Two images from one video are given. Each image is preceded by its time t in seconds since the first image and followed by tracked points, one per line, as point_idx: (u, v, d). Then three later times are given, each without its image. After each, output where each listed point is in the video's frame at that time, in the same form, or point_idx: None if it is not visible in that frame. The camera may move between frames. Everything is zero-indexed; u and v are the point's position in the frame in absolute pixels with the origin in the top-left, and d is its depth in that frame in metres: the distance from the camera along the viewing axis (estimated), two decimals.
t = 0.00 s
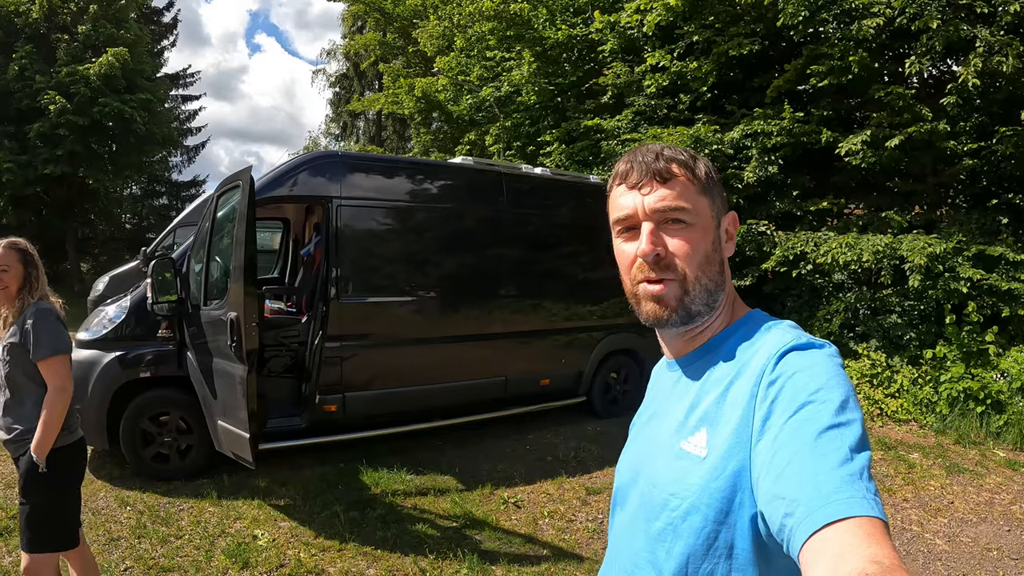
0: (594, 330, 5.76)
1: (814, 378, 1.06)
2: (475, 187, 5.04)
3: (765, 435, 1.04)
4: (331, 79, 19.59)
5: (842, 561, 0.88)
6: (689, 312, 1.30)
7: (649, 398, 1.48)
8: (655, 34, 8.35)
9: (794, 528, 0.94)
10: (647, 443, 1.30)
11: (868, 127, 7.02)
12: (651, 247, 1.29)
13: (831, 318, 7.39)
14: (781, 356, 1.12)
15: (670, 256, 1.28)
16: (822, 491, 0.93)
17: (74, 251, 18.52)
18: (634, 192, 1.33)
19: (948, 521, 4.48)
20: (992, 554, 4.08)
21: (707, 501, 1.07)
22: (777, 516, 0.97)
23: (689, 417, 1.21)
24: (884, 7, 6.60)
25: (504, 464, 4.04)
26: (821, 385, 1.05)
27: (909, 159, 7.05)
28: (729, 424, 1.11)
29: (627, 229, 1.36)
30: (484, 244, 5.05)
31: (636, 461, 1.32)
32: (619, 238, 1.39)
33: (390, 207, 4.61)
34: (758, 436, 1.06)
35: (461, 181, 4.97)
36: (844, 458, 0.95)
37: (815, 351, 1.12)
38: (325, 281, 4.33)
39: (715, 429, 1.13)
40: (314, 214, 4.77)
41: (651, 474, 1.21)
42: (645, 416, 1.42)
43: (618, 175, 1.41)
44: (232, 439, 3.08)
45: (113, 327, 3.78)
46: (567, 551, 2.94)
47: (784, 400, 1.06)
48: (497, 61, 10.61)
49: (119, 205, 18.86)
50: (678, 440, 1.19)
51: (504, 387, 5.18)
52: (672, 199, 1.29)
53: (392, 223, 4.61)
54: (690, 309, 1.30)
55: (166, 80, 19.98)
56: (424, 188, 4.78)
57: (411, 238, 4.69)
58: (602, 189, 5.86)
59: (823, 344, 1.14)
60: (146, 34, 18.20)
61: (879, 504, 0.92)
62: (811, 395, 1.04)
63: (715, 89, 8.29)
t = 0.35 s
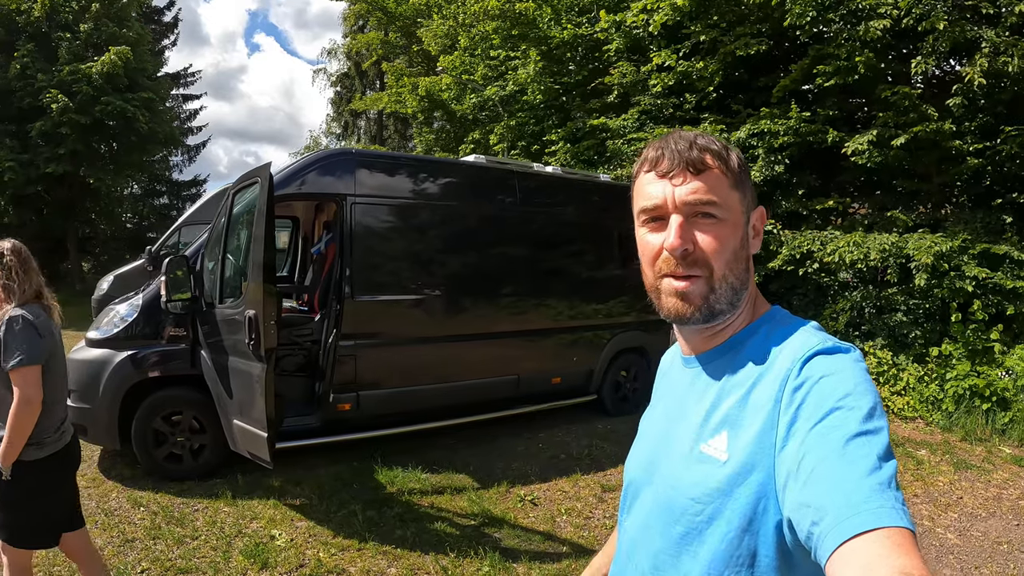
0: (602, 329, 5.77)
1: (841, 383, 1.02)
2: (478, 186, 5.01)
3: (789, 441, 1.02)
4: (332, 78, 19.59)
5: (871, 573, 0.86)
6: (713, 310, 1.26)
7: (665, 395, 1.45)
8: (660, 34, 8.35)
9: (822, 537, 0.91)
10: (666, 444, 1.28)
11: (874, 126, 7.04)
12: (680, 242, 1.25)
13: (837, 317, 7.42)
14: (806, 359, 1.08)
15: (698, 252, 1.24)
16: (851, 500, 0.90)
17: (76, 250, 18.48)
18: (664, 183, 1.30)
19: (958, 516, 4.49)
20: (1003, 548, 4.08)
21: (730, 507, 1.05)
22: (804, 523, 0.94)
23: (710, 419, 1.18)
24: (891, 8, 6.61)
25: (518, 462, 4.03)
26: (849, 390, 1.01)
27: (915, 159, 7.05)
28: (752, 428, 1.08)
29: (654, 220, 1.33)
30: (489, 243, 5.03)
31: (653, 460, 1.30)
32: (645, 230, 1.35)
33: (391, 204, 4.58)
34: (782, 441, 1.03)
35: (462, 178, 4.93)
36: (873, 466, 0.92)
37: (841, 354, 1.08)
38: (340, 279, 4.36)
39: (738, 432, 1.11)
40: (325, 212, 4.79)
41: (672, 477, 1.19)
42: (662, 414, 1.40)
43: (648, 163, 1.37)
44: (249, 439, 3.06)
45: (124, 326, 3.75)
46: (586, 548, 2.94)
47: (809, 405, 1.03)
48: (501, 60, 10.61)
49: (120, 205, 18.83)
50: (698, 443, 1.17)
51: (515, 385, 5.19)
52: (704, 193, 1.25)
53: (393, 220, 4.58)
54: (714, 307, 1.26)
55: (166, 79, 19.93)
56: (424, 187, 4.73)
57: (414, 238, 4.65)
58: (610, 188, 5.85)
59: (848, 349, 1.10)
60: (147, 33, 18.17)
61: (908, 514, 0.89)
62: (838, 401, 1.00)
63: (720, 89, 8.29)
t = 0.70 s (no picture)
0: (609, 329, 5.79)
1: (833, 391, 1.02)
2: (482, 185, 4.99)
3: (775, 445, 1.01)
4: (334, 78, 19.61)
5: None
6: (710, 300, 1.25)
7: (647, 377, 1.45)
8: (665, 35, 8.38)
9: (802, 550, 0.92)
10: (645, 429, 1.28)
11: (879, 126, 7.06)
12: (687, 229, 1.23)
13: (842, 316, 7.41)
14: (798, 362, 1.07)
15: (704, 241, 1.23)
16: (833, 517, 0.91)
17: (78, 250, 18.46)
18: (679, 163, 1.26)
19: (965, 511, 4.51)
20: (1010, 541, 4.11)
21: (705, 503, 1.04)
22: (783, 533, 0.95)
23: (692, 410, 1.17)
24: (895, 10, 6.63)
25: (530, 460, 4.05)
26: (840, 399, 1.00)
27: (919, 159, 7.08)
28: (736, 425, 1.07)
29: (662, 199, 1.29)
30: (494, 243, 5.02)
31: (632, 447, 1.30)
32: (651, 207, 1.32)
33: (393, 203, 4.57)
34: (767, 444, 1.02)
35: (466, 178, 4.92)
36: (858, 484, 0.92)
37: (834, 359, 1.07)
38: (354, 280, 4.39)
39: (720, 427, 1.10)
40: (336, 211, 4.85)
41: (648, 466, 1.19)
42: (643, 398, 1.39)
43: (664, 136, 1.31)
44: (266, 438, 3.08)
45: (136, 326, 3.76)
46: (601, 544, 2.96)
47: (799, 411, 1.02)
48: (506, 60, 10.64)
49: (123, 205, 18.83)
50: (678, 435, 1.16)
51: (526, 384, 5.23)
52: (719, 180, 1.22)
53: (394, 219, 4.56)
54: (711, 296, 1.25)
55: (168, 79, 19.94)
56: (427, 187, 4.72)
57: (418, 238, 4.66)
58: (617, 188, 5.87)
59: (842, 354, 1.09)
60: (150, 33, 18.17)
61: (888, 536, 0.91)
62: (830, 410, 1.00)
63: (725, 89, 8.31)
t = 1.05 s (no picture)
0: (618, 330, 5.79)
1: (838, 390, 1.02)
2: (490, 185, 4.98)
3: (784, 444, 1.00)
4: (339, 78, 19.65)
5: None
6: (716, 306, 1.21)
7: (644, 383, 1.41)
8: (673, 36, 8.38)
9: (806, 544, 0.92)
10: (649, 435, 1.24)
11: (888, 128, 7.05)
12: (692, 233, 1.20)
13: (850, 317, 7.46)
14: (805, 362, 1.06)
15: (709, 246, 1.20)
16: (837, 511, 0.91)
17: (84, 250, 18.51)
18: (680, 167, 1.24)
19: (975, 511, 4.50)
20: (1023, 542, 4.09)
21: (720, 507, 1.01)
22: (787, 526, 0.96)
23: (700, 414, 1.15)
24: (904, 12, 6.62)
25: (544, 462, 4.05)
26: (846, 398, 1.01)
27: (928, 160, 7.06)
28: (747, 427, 1.06)
29: (664, 205, 1.27)
30: (502, 243, 5.01)
31: (634, 453, 1.26)
32: (652, 214, 1.29)
33: (400, 204, 4.56)
34: (777, 444, 1.01)
35: (473, 178, 4.89)
36: (863, 479, 0.93)
37: (840, 359, 1.07)
38: (369, 282, 4.41)
39: (731, 430, 1.08)
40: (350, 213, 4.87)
41: (658, 471, 1.15)
42: (642, 403, 1.36)
43: (663, 141, 1.29)
44: (282, 440, 3.08)
45: (150, 327, 3.77)
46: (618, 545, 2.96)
47: (806, 409, 1.02)
48: (513, 61, 10.65)
49: (129, 205, 18.87)
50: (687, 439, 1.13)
51: (539, 385, 5.24)
52: (721, 182, 1.20)
53: (401, 220, 4.56)
54: (718, 302, 1.21)
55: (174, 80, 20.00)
56: (433, 188, 4.71)
57: (426, 238, 4.66)
58: (627, 189, 5.87)
59: (846, 355, 1.09)
60: (156, 34, 18.20)
61: (890, 529, 0.91)
62: (837, 408, 1.00)
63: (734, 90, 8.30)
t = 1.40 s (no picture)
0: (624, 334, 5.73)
1: (800, 399, 1.06)
2: (493, 188, 4.91)
3: (750, 453, 1.03)
4: (342, 79, 19.61)
5: None
6: (681, 318, 1.24)
7: (605, 395, 1.41)
8: (679, 37, 8.32)
9: (771, 547, 0.95)
10: (615, 449, 1.23)
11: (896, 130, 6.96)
12: (663, 246, 1.22)
13: (858, 321, 7.37)
14: (768, 373, 1.10)
15: (677, 259, 1.22)
16: (802, 516, 0.94)
17: (86, 251, 18.49)
18: (655, 179, 1.25)
19: (987, 520, 4.41)
20: None
21: (694, 519, 1.01)
22: (752, 531, 0.98)
23: (667, 426, 1.15)
24: (913, 13, 6.54)
25: (549, 470, 3.98)
26: (807, 406, 1.05)
27: (937, 163, 6.98)
28: (714, 438, 1.07)
29: (636, 214, 1.28)
30: (505, 246, 4.93)
31: (598, 470, 1.24)
32: (622, 223, 1.30)
33: (401, 206, 4.49)
34: (745, 453, 1.04)
35: (476, 180, 4.83)
36: (825, 484, 0.96)
37: (799, 370, 1.11)
38: (371, 287, 4.35)
39: (699, 443, 1.08)
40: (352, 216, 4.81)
41: (626, 485, 1.14)
42: (603, 417, 1.35)
43: (639, 151, 1.30)
44: (283, 449, 3.02)
45: (149, 333, 3.71)
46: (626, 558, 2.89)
47: (770, 419, 1.05)
48: (517, 62, 10.58)
49: (132, 206, 18.84)
50: (654, 452, 1.13)
51: (544, 391, 5.17)
52: (694, 197, 1.23)
53: (405, 223, 4.50)
54: (682, 314, 1.23)
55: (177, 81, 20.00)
56: (436, 190, 4.65)
57: (430, 242, 4.60)
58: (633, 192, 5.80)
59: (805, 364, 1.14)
60: (158, 34, 18.17)
61: (853, 532, 0.95)
62: (798, 417, 1.04)
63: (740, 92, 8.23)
